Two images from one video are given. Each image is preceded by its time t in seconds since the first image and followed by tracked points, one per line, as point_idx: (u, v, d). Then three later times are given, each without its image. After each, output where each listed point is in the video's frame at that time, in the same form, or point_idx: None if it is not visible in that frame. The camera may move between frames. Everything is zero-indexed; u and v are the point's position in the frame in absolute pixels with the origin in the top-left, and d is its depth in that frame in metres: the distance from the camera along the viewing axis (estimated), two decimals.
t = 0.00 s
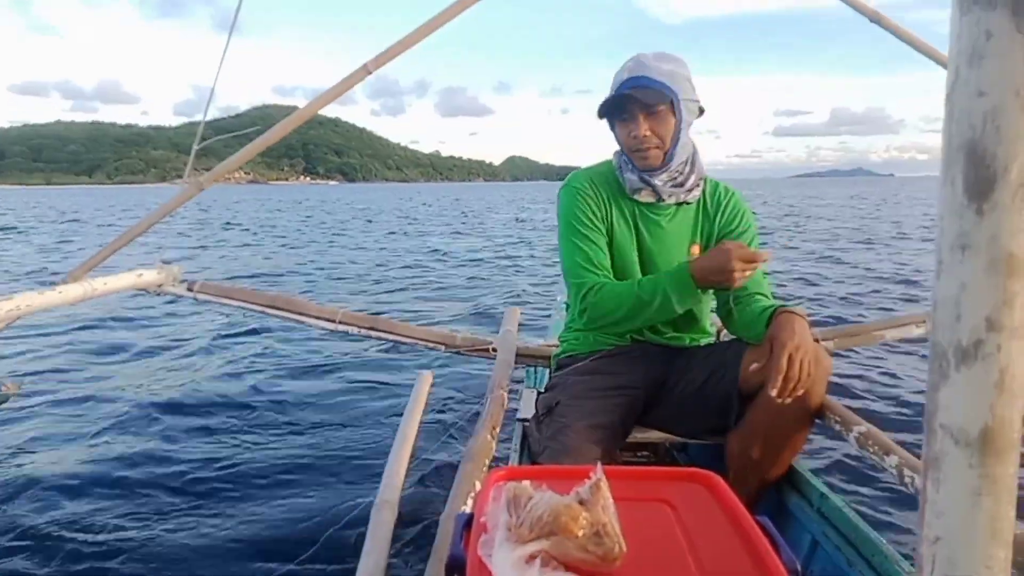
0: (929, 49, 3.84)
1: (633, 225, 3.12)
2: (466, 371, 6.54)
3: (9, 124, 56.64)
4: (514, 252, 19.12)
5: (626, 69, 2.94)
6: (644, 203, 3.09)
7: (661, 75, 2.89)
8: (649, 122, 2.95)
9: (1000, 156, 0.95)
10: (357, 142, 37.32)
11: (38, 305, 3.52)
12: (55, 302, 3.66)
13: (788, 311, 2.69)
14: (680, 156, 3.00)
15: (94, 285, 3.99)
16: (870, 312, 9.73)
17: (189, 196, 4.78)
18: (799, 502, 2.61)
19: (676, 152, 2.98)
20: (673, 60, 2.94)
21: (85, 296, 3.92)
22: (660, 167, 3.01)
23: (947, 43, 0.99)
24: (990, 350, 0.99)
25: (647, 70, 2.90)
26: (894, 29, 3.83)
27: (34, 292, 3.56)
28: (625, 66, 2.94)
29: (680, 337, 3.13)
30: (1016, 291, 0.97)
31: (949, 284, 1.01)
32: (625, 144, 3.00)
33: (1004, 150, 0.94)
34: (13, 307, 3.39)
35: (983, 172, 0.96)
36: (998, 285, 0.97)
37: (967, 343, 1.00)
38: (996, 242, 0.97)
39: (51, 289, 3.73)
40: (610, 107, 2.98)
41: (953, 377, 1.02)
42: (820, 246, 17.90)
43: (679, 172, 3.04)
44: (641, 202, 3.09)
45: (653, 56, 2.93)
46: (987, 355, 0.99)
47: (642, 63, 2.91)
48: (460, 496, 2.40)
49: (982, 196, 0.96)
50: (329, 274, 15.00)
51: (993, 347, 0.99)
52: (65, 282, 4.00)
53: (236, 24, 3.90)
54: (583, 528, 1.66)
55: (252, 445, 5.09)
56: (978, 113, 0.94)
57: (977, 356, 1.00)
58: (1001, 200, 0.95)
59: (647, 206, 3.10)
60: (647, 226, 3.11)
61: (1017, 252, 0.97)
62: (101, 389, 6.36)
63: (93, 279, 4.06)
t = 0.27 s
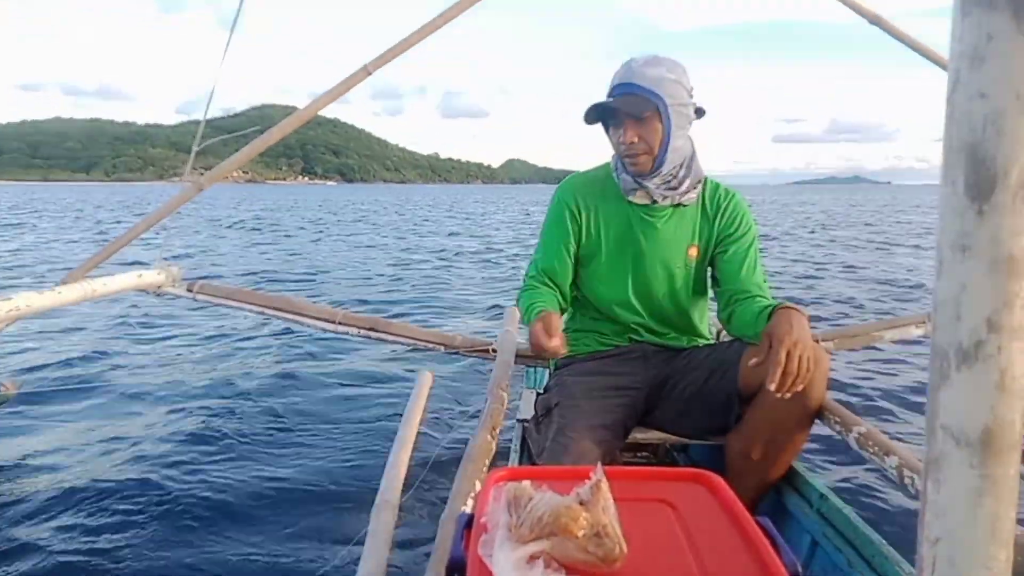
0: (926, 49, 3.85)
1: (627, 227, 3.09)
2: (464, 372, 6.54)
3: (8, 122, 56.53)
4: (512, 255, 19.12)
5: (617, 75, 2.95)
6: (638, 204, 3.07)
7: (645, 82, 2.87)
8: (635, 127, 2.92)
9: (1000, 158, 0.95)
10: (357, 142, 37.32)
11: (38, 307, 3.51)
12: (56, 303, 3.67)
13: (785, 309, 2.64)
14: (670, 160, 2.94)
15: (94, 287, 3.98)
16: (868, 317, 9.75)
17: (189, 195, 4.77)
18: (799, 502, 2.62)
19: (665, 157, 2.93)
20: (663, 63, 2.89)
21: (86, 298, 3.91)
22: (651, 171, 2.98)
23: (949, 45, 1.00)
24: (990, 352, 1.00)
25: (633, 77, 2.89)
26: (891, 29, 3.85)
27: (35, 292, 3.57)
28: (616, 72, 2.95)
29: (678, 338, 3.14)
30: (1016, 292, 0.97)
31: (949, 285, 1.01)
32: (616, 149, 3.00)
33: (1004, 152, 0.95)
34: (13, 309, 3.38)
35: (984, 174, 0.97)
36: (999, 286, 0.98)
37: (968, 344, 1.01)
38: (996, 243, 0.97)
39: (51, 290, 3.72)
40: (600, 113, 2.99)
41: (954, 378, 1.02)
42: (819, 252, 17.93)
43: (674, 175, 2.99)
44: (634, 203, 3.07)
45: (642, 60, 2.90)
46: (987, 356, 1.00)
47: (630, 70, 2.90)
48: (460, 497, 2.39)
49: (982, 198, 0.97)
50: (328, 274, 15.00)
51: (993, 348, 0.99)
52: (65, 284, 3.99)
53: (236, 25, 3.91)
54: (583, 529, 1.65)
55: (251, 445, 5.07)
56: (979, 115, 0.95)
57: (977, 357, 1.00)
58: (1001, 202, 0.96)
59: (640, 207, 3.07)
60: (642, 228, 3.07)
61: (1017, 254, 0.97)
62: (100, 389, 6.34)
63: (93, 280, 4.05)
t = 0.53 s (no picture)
0: (927, 49, 3.84)
1: (626, 228, 3.07)
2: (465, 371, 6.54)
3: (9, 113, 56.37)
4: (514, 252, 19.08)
5: (621, 75, 2.95)
6: (638, 205, 3.05)
7: (649, 82, 2.86)
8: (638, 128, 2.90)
9: (1000, 158, 0.96)
10: (359, 137, 37.22)
11: (39, 307, 3.51)
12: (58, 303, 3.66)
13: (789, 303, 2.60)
14: (672, 164, 2.93)
15: (96, 286, 3.97)
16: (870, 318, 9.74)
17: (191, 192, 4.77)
18: (800, 502, 2.62)
19: (666, 160, 2.92)
20: (669, 65, 2.88)
21: (87, 298, 3.91)
22: (652, 174, 2.96)
23: (949, 46, 1.00)
24: (991, 352, 1.00)
25: (637, 78, 2.88)
26: (893, 29, 3.84)
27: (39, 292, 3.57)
28: (621, 72, 2.95)
29: (679, 338, 3.12)
30: (1017, 292, 0.98)
31: (950, 285, 1.01)
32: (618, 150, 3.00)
33: (1004, 152, 0.95)
34: (14, 309, 3.37)
35: (984, 174, 0.97)
36: (999, 286, 0.98)
37: (969, 344, 1.01)
38: (996, 242, 0.97)
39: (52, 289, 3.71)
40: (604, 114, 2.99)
41: (954, 378, 1.02)
42: (821, 253, 17.89)
43: (675, 178, 2.98)
44: (634, 204, 3.06)
45: (648, 62, 2.89)
46: (988, 356, 1.00)
47: (634, 70, 2.89)
48: (461, 497, 2.39)
49: (982, 197, 0.97)
50: (329, 271, 14.97)
51: (993, 348, 0.99)
52: (65, 283, 3.98)
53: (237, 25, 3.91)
54: (584, 529, 1.66)
55: (251, 442, 5.07)
56: (979, 115, 0.96)
57: (978, 357, 1.00)
58: (1001, 201, 0.96)
59: (641, 208, 3.06)
60: (643, 230, 3.05)
61: (1017, 255, 0.97)
62: (99, 386, 6.33)
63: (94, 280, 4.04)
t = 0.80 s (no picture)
0: (926, 54, 3.85)
1: (630, 230, 3.08)
2: (463, 372, 6.55)
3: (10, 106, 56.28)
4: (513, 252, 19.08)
5: (622, 78, 2.95)
6: (641, 207, 3.06)
7: (650, 84, 2.87)
8: (638, 130, 2.91)
9: (999, 161, 0.96)
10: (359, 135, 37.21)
11: (36, 304, 3.49)
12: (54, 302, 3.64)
13: (788, 308, 2.62)
14: (672, 165, 2.94)
15: (93, 284, 3.96)
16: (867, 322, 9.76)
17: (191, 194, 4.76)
18: (797, 506, 2.62)
19: (667, 162, 2.93)
20: (669, 68, 2.89)
21: (83, 296, 3.89)
22: (653, 175, 2.98)
23: (948, 50, 1.00)
24: (989, 354, 1.00)
25: (637, 80, 2.89)
26: (892, 34, 3.84)
27: (34, 291, 3.54)
28: (621, 75, 2.96)
29: (676, 341, 3.15)
30: (1015, 295, 0.98)
31: (948, 288, 1.02)
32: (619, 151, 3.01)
33: (1004, 155, 0.96)
34: (11, 306, 3.36)
35: (983, 177, 0.97)
36: (998, 289, 0.98)
37: (967, 347, 1.01)
38: (995, 245, 0.97)
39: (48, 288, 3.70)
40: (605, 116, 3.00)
41: (953, 380, 1.03)
42: (820, 257, 17.89)
43: (676, 179, 2.99)
44: (638, 206, 3.07)
45: (648, 64, 2.90)
46: (986, 358, 1.00)
47: (635, 72, 2.90)
48: (458, 497, 2.39)
49: (982, 201, 0.97)
50: (328, 269, 14.96)
51: (992, 351, 1.00)
52: (62, 282, 3.97)
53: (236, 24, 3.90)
54: (582, 530, 1.66)
55: (249, 441, 5.06)
56: (978, 119, 0.96)
57: (976, 359, 1.01)
58: (1001, 205, 0.96)
59: (644, 209, 3.06)
60: (644, 231, 3.07)
61: (1015, 256, 0.98)
62: (96, 385, 6.31)
63: (91, 278, 4.02)
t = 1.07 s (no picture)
0: (929, 49, 3.83)
1: (636, 225, 3.08)
2: (467, 371, 6.55)
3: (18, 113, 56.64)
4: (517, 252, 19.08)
5: (613, 79, 2.94)
6: (644, 203, 3.07)
7: (643, 84, 2.86)
8: (634, 130, 2.91)
9: (1000, 157, 0.96)
10: (364, 137, 37.25)
11: (39, 307, 3.51)
12: (58, 304, 3.66)
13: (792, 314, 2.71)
14: (670, 161, 2.95)
15: (96, 286, 3.98)
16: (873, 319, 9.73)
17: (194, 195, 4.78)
18: (801, 504, 2.60)
19: (664, 158, 2.93)
20: (659, 65, 2.88)
21: (87, 298, 3.92)
22: (651, 172, 2.98)
23: (948, 45, 1.00)
24: (991, 352, 0.99)
25: (629, 81, 2.88)
26: (894, 30, 3.82)
27: (38, 293, 3.56)
28: (613, 76, 2.95)
29: (679, 337, 3.13)
30: (1016, 292, 0.98)
31: (950, 285, 1.01)
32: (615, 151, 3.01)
33: (1005, 152, 0.95)
34: (16, 308, 3.38)
35: (984, 174, 0.97)
36: (999, 286, 0.98)
37: (969, 344, 1.00)
38: (996, 242, 0.97)
39: (52, 290, 3.72)
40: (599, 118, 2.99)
41: (954, 378, 1.02)
42: (825, 254, 17.83)
43: (675, 174, 3.00)
44: (642, 203, 3.07)
45: (639, 63, 2.89)
46: (988, 356, 1.00)
47: (626, 73, 2.90)
48: (461, 496, 2.39)
49: (982, 198, 0.97)
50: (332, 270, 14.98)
51: (994, 348, 0.99)
52: (67, 284, 3.99)
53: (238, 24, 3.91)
54: (585, 529, 1.66)
55: (254, 442, 5.06)
56: (979, 115, 0.95)
57: (978, 357, 1.00)
58: (1002, 201, 0.96)
59: (647, 205, 3.07)
60: (649, 226, 3.08)
61: (1018, 254, 0.97)
62: (103, 387, 6.34)
63: (94, 279, 4.04)
